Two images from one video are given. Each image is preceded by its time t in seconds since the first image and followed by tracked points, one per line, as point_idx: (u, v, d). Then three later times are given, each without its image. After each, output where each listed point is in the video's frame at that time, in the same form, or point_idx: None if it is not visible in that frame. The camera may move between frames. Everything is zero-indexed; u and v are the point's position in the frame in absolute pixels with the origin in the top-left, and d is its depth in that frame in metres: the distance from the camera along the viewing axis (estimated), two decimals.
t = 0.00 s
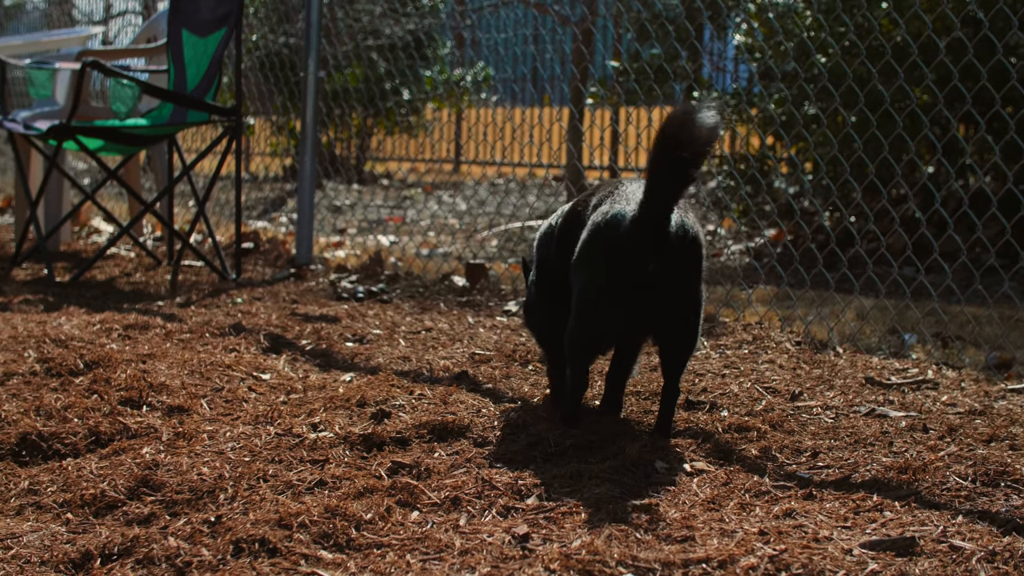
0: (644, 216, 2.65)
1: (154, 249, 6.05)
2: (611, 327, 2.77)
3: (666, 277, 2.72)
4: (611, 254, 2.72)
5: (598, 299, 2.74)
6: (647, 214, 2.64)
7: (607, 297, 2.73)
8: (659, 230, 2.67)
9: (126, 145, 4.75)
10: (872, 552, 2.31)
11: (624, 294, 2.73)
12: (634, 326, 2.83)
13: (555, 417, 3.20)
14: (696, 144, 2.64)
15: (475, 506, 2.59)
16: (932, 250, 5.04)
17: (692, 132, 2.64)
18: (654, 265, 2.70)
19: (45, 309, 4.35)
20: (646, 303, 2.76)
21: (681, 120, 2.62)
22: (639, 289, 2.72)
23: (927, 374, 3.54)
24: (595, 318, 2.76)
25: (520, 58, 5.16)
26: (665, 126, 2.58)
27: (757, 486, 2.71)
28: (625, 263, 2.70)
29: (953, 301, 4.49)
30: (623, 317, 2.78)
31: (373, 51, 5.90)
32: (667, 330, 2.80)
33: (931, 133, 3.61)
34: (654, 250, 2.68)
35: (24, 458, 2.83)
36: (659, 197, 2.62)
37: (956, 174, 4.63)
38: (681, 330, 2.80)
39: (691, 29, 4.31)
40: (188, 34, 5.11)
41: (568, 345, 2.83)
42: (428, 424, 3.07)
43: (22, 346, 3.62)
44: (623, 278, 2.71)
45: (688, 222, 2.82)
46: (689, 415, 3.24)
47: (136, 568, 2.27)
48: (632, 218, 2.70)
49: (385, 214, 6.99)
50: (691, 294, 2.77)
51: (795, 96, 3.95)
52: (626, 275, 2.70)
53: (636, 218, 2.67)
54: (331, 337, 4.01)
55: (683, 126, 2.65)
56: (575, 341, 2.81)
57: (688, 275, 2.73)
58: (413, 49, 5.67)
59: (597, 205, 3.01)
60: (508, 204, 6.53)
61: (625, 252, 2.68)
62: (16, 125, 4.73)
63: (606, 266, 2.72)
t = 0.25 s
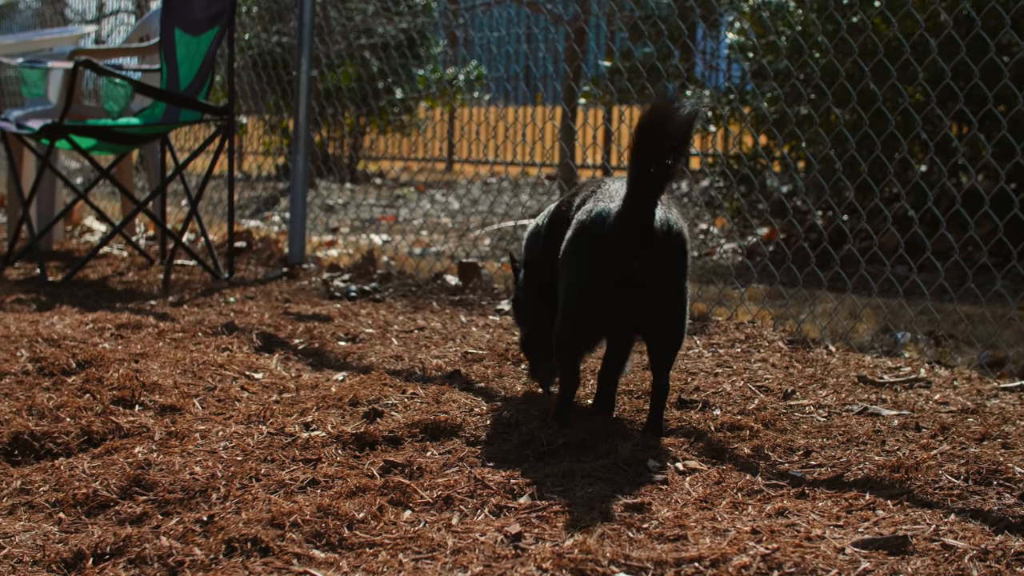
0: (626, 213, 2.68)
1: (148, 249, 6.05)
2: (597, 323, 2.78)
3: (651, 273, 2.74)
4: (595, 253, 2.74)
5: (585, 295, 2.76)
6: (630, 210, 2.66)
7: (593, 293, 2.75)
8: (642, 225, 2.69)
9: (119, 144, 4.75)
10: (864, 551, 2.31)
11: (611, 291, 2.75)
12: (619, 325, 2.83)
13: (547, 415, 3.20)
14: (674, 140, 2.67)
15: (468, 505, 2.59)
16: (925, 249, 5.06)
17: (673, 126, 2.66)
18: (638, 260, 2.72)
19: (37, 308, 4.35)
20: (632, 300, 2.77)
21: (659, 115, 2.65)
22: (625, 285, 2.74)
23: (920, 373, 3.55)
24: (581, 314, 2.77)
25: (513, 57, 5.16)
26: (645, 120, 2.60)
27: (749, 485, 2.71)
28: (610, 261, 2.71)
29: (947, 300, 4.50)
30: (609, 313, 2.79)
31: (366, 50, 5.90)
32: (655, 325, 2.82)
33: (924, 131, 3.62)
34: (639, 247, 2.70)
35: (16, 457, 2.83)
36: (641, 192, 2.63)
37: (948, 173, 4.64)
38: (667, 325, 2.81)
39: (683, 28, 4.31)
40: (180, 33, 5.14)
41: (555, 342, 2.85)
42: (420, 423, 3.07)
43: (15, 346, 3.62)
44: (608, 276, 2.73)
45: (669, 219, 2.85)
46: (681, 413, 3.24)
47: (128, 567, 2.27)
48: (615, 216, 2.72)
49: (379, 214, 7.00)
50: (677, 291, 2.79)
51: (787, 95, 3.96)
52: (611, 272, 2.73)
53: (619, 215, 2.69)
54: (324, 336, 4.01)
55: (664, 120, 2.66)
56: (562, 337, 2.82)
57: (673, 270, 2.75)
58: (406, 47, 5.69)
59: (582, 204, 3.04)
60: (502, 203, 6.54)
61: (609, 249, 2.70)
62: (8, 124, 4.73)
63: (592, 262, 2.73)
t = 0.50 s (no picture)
0: (611, 210, 2.68)
1: (142, 248, 6.05)
2: (584, 322, 2.80)
3: (637, 271, 2.74)
4: (581, 250, 2.75)
5: (572, 294, 2.77)
6: (616, 207, 2.67)
7: (579, 292, 2.76)
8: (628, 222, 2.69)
9: (113, 144, 4.75)
10: (858, 550, 2.31)
11: (598, 288, 2.75)
12: (608, 324, 2.84)
13: (540, 415, 3.20)
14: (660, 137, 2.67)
15: (462, 505, 2.59)
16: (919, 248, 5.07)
17: (659, 123, 2.66)
18: (625, 257, 2.72)
19: (31, 309, 4.34)
20: (619, 297, 2.78)
21: (645, 112, 2.66)
22: (611, 282, 2.75)
23: (915, 372, 3.55)
24: (569, 314, 2.79)
25: (507, 56, 5.17)
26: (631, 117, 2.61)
27: (743, 485, 2.71)
28: (596, 258, 2.72)
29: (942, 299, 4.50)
30: (597, 312, 2.80)
31: (360, 50, 5.91)
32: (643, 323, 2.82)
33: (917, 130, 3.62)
34: (625, 244, 2.70)
35: (10, 458, 2.83)
36: (626, 188, 2.64)
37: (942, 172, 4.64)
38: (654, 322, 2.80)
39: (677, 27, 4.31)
40: (174, 33, 5.13)
41: (544, 342, 2.86)
42: (414, 423, 3.07)
43: (9, 346, 3.61)
44: (595, 273, 2.74)
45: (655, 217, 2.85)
46: (675, 413, 3.24)
47: (121, 568, 2.26)
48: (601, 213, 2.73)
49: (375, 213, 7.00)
50: (663, 287, 2.79)
51: (781, 94, 3.96)
52: (598, 269, 2.73)
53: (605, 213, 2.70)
54: (318, 336, 4.01)
55: (651, 117, 2.67)
56: (550, 337, 2.83)
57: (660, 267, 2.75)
58: (401, 47, 5.70)
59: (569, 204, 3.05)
60: (497, 202, 6.54)
61: (596, 246, 2.71)
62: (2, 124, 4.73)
63: (579, 260, 2.75)
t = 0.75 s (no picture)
0: (601, 208, 2.70)
1: (139, 248, 6.05)
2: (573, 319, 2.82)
3: (626, 267, 2.76)
4: (571, 247, 2.77)
5: (562, 291, 2.80)
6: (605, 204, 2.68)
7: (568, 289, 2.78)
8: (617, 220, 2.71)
9: (110, 144, 4.75)
10: (855, 550, 2.30)
11: (588, 285, 2.77)
12: (599, 321, 2.85)
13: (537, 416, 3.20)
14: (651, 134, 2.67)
15: (459, 505, 2.59)
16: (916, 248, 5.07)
17: (650, 121, 2.65)
18: (614, 255, 2.74)
19: (30, 309, 4.34)
20: (609, 294, 2.79)
21: (635, 110, 2.66)
22: (601, 280, 2.76)
23: (912, 372, 3.55)
24: (559, 310, 2.81)
25: (504, 56, 5.17)
26: (621, 115, 2.60)
27: (740, 485, 2.71)
28: (586, 255, 2.74)
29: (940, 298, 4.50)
30: (587, 308, 2.82)
31: (357, 50, 5.91)
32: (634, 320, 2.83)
33: (913, 130, 3.63)
34: (614, 241, 2.72)
35: (8, 458, 2.83)
36: (615, 185, 2.65)
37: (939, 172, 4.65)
38: (645, 318, 2.81)
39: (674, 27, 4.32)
40: (172, 33, 5.14)
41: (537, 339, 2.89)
42: (411, 423, 3.07)
43: (6, 346, 3.61)
44: (584, 270, 2.76)
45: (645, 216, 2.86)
46: (672, 413, 3.24)
47: (119, 568, 2.26)
48: (591, 211, 2.74)
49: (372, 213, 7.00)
50: (654, 284, 2.80)
51: (777, 94, 3.96)
52: (587, 267, 2.75)
53: (595, 210, 2.72)
54: (315, 336, 4.02)
55: (640, 114, 2.66)
56: (542, 333, 2.86)
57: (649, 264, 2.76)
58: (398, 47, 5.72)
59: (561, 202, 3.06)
60: (494, 202, 6.54)
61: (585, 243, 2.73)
62: None
63: (568, 258, 2.78)
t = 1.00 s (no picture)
0: (591, 206, 2.72)
1: (138, 251, 6.05)
2: (566, 319, 2.82)
3: (617, 265, 2.77)
4: (562, 247, 2.79)
5: (556, 292, 2.80)
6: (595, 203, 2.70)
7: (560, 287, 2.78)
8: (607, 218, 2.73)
9: (108, 147, 4.75)
10: (855, 552, 2.30)
11: (580, 283, 2.78)
12: (592, 320, 2.87)
13: (536, 418, 3.20)
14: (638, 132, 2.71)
15: (458, 508, 2.59)
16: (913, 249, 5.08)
17: (638, 119, 2.69)
18: (605, 254, 2.76)
19: (28, 312, 4.33)
20: (601, 292, 2.81)
21: (623, 109, 2.69)
22: (593, 278, 2.78)
23: (910, 373, 3.55)
24: (554, 311, 2.82)
25: (502, 58, 5.17)
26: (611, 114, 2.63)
27: (739, 487, 2.71)
28: (577, 254, 2.76)
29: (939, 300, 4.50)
30: (580, 308, 2.84)
31: (355, 52, 5.91)
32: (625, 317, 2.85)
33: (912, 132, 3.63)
34: (604, 239, 2.74)
35: (6, 461, 2.82)
36: (605, 183, 2.67)
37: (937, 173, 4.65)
38: (637, 315, 2.83)
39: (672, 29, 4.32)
40: (169, 35, 5.13)
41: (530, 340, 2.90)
42: (409, 425, 3.07)
43: (5, 349, 3.61)
44: (576, 268, 2.77)
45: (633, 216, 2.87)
46: (670, 415, 3.24)
47: (118, 571, 2.25)
48: (581, 210, 2.76)
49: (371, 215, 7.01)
50: (644, 280, 2.82)
51: (775, 95, 3.96)
52: (579, 265, 2.77)
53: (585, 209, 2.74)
54: (314, 339, 4.01)
55: (629, 113, 2.70)
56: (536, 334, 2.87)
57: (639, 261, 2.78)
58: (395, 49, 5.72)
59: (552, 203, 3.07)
60: (492, 203, 6.55)
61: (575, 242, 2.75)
62: None
63: (560, 257, 2.79)
